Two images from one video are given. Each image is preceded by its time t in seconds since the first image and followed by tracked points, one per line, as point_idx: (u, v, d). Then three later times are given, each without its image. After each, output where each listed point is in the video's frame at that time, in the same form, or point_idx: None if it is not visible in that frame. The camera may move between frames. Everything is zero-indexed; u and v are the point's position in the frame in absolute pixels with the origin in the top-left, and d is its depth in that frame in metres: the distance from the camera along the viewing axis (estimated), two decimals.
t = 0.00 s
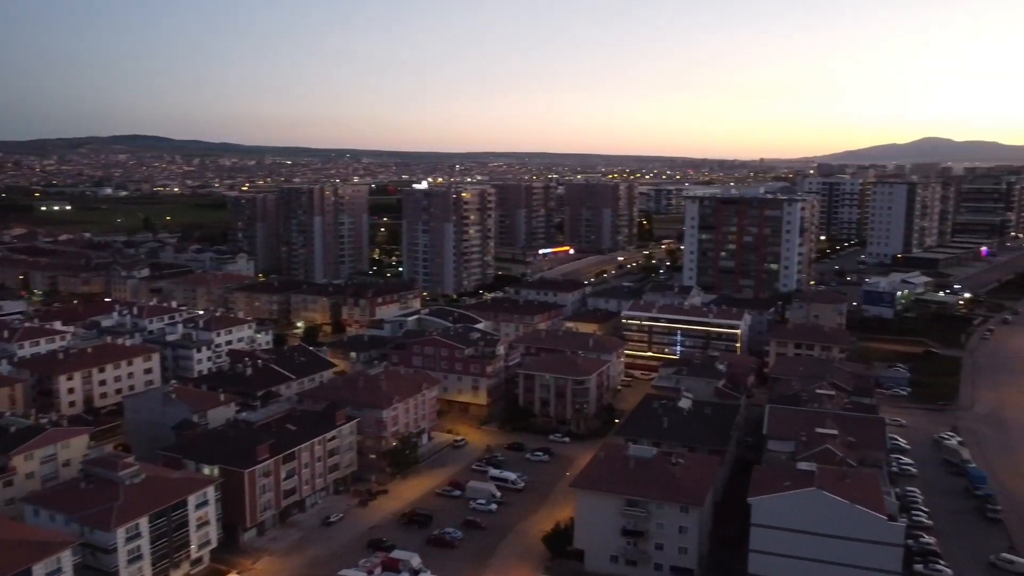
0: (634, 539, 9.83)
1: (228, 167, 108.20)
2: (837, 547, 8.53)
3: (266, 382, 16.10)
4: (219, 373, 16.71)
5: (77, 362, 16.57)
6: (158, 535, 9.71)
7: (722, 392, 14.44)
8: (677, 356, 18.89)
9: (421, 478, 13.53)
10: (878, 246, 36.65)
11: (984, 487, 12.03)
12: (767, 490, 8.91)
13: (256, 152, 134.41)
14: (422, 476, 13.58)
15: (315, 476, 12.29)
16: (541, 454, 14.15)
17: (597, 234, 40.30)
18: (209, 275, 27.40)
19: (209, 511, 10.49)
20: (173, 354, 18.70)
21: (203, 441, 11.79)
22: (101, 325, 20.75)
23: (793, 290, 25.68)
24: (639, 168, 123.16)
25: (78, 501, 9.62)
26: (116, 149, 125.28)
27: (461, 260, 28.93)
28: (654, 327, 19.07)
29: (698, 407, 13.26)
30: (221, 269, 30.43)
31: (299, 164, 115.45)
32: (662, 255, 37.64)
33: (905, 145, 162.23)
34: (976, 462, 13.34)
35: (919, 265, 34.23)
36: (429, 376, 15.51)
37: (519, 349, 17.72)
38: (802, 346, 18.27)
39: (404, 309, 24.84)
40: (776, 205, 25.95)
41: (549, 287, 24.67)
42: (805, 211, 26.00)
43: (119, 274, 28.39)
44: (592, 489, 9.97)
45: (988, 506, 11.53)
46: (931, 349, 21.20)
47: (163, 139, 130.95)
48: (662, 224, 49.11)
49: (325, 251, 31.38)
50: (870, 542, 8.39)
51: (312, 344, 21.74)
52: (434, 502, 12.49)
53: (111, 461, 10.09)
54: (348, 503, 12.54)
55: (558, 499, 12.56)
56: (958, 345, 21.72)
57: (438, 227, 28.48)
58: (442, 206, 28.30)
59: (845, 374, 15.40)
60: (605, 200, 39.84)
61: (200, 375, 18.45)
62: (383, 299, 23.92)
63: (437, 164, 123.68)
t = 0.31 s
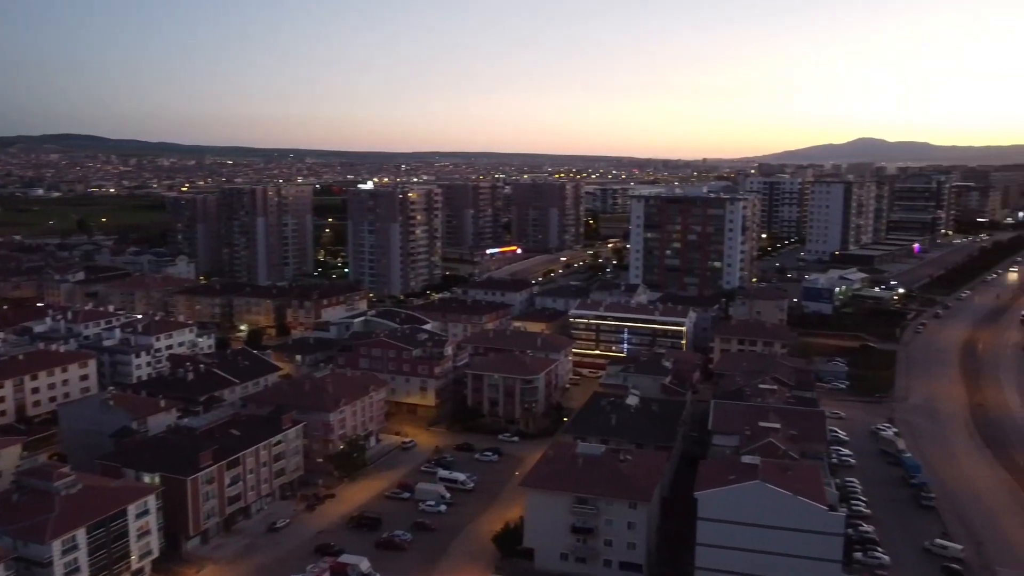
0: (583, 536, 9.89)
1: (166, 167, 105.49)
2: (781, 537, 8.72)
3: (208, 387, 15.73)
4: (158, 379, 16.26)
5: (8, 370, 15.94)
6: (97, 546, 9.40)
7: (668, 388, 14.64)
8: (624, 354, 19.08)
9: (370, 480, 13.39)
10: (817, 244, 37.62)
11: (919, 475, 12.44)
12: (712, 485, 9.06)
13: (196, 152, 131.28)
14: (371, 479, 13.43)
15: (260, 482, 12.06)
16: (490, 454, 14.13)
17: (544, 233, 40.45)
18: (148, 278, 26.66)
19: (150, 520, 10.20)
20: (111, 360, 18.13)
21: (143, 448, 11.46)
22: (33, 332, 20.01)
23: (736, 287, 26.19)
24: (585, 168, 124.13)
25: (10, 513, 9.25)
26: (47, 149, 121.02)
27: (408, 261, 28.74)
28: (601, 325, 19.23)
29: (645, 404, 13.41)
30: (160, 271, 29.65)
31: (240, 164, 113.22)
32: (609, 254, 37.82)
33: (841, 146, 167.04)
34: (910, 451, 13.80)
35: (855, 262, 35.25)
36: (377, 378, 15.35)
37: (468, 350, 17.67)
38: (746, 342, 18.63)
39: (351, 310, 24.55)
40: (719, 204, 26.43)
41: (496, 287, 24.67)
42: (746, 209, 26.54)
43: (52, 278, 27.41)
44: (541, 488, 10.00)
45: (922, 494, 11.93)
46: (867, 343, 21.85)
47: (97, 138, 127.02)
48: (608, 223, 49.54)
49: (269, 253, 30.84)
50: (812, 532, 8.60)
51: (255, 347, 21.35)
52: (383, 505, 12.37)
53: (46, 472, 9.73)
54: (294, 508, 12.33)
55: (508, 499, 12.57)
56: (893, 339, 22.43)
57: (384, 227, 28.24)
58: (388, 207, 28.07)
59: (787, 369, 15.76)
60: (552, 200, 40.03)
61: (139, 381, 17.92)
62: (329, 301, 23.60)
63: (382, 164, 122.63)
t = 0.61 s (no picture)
0: (528, 535, 9.91)
1: (94, 168, 101.95)
2: (720, 530, 8.88)
3: (141, 394, 15.25)
4: (88, 386, 15.69)
5: None
6: (23, 562, 9.01)
7: (610, 386, 14.78)
8: (567, 352, 19.18)
9: (310, 485, 13.16)
10: (752, 242, 38.50)
11: (850, 465, 12.83)
12: (654, 480, 9.18)
13: (125, 152, 127.26)
14: (312, 484, 13.21)
15: (197, 490, 11.75)
16: (433, 455, 14.04)
17: (485, 233, 40.43)
18: (76, 282, 25.71)
19: (81, 532, 9.83)
20: (36, 368, 17.41)
21: (72, 458, 11.04)
22: None
23: (675, 285, 26.60)
24: (526, 168, 124.63)
25: None
26: None
27: (347, 262, 28.37)
28: (543, 324, 19.31)
29: (587, 402, 13.51)
30: (89, 275, 28.63)
31: (173, 164, 110.16)
32: (550, 254, 37.84)
33: (774, 146, 171.55)
34: (843, 442, 14.22)
35: (789, 259, 36.18)
36: (317, 381, 15.11)
37: (409, 351, 17.52)
38: (685, 339, 18.93)
39: (289, 313, 24.10)
40: (658, 203, 26.80)
41: (438, 287, 24.54)
42: (684, 208, 27.00)
43: None
44: (485, 488, 9.97)
45: (854, 483, 12.30)
46: (801, 338, 22.44)
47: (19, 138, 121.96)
48: (549, 223, 49.77)
49: (203, 255, 30.07)
50: (750, 524, 8.78)
51: (190, 352, 20.80)
52: (325, 510, 12.18)
53: None
54: (233, 516, 12.04)
55: (452, 500, 12.51)
56: (825, 333, 23.10)
57: (323, 228, 27.80)
58: (327, 207, 27.66)
59: (724, 364, 16.07)
60: (492, 200, 40.04)
61: (67, 389, 17.27)
62: (267, 303, 23.13)
63: (320, 164, 120.82)
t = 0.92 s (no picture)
0: (477, 535, 9.88)
1: (24, 168, 98.26)
2: (668, 525, 9.00)
3: (77, 402, 14.75)
4: (21, 395, 15.11)
5: None
6: None
7: (558, 384, 14.84)
8: (515, 351, 19.22)
9: (256, 490, 12.91)
10: (696, 240, 39.12)
11: (792, 457, 13.14)
12: (603, 477, 9.25)
13: (57, 152, 123.03)
14: (257, 490, 12.96)
15: (137, 499, 11.42)
16: (381, 458, 13.91)
17: (432, 233, 40.24)
18: (6, 287, 24.73)
19: (14, 546, 9.45)
20: None
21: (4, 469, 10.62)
22: None
23: (621, 283, 26.88)
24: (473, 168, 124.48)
25: None
26: None
27: (291, 264, 27.92)
28: (490, 324, 19.29)
29: (536, 401, 13.57)
30: (20, 279, 27.58)
31: (108, 164, 106.89)
32: (497, 254, 37.76)
33: (716, 145, 174.74)
34: (786, 435, 14.57)
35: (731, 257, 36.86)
36: (262, 385, 14.84)
37: (356, 353, 17.35)
38: (631, 336, 19.14)
39: (232, 316, 23.59)
40: (603, 203, 27.06)
41: (385, 288, 24.32)
42: (629, 207, 27.29)
43: None
44: (435, 488, 9.91)
45: (796, 475, 12.62)
46: (744, 334, 22.90)
47: None
48: (496, 222, 49.76)
49: (141, 257, 29.24)
50: (697, 518, 8.92)
51: (128, 357, 20.22)
52: (271, 516, 11.96)
53: None
54: (176, 524, 11.74)
55: (401, 502, 12.41)
56: (767, 329, 23.62)
57: (266, 229, 27.31)
58: (270, 208, 27.18)
59: (670, 361, 16.30)
60: (439, 200, 39.87)
61: None
62: (208, 306, 22.61)
63: (262, 164, 118.66)
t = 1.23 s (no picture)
0: (428, 536, 9.82)
1: None
2: (617, 521, 9.08)
3: (9, 410, 14.21)
4: None
5: None
6: None
7: (507, 384, 14.86)
8: (463, 351, 19.16)
9: (199, 497, 12.61)
10: (642, 239, 39.57)
11: (737, 451, 13.40)
12: (553, 475, 9.29)
13: None
14: (200, 497, 12.67)
15: (73, 510, 11.04)
16: (328, 461, 13.72)
17: (378, 234, 39.90)
18: None
19: None
20: None
21: None
22: None
23: (569, 282, 27.05)
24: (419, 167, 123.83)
25: None
26: None
27: (234, 266, 27.39)
28: (438, 324, 19.20)
29: (485, 401, 13.56)
30: None
31: (39, 163, 103.19)
32: (444, 254, 37.64)
33: (660, 145, 177.34)
34: (730, 429, 14.85)
35: (676, 255, 37.39)
36: (204, 390, 14.52)
37: (301, 356, 17.10)
38: (579, 335, 19.25)
39: (172, 319, 23.00)
40: (550, 202, 27.18)
41: (330, 290, 24.02)
42: (575, 207, 27.46)
43: None
44: (384, 491, 9.81)
45: (740, 468, 12.87)
46: (690, 331, 23.25)
47: None
48: (443, 222, 49.55)
49: (76, 260, 28.31)
50: (645, 514, 9.02)
51: (62, 364, 19.57)
52: (215, 523, 11.70)
53: None
54: (115, 535, 11.39)
55: (349, 505, 12.26)
56: (711, 325, 24.02)
57: (208, 230, 26.71)
58: (211, 209, 26.59)
59: (618, 359, 16.46)
60: (385, 200, 39.54)
61: None
62: (147, 310, 22.02)
63: (203, 163, 116.00)
